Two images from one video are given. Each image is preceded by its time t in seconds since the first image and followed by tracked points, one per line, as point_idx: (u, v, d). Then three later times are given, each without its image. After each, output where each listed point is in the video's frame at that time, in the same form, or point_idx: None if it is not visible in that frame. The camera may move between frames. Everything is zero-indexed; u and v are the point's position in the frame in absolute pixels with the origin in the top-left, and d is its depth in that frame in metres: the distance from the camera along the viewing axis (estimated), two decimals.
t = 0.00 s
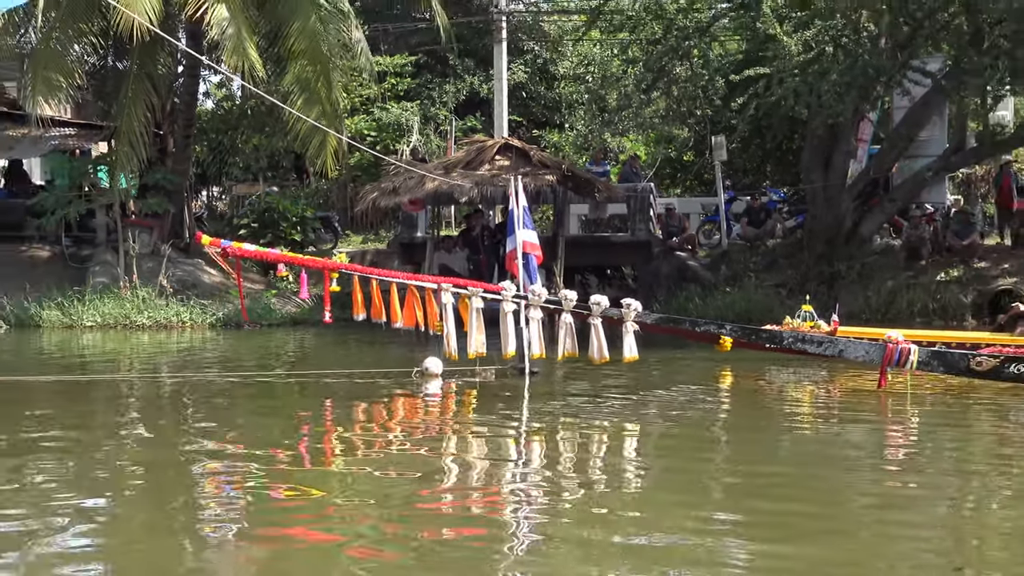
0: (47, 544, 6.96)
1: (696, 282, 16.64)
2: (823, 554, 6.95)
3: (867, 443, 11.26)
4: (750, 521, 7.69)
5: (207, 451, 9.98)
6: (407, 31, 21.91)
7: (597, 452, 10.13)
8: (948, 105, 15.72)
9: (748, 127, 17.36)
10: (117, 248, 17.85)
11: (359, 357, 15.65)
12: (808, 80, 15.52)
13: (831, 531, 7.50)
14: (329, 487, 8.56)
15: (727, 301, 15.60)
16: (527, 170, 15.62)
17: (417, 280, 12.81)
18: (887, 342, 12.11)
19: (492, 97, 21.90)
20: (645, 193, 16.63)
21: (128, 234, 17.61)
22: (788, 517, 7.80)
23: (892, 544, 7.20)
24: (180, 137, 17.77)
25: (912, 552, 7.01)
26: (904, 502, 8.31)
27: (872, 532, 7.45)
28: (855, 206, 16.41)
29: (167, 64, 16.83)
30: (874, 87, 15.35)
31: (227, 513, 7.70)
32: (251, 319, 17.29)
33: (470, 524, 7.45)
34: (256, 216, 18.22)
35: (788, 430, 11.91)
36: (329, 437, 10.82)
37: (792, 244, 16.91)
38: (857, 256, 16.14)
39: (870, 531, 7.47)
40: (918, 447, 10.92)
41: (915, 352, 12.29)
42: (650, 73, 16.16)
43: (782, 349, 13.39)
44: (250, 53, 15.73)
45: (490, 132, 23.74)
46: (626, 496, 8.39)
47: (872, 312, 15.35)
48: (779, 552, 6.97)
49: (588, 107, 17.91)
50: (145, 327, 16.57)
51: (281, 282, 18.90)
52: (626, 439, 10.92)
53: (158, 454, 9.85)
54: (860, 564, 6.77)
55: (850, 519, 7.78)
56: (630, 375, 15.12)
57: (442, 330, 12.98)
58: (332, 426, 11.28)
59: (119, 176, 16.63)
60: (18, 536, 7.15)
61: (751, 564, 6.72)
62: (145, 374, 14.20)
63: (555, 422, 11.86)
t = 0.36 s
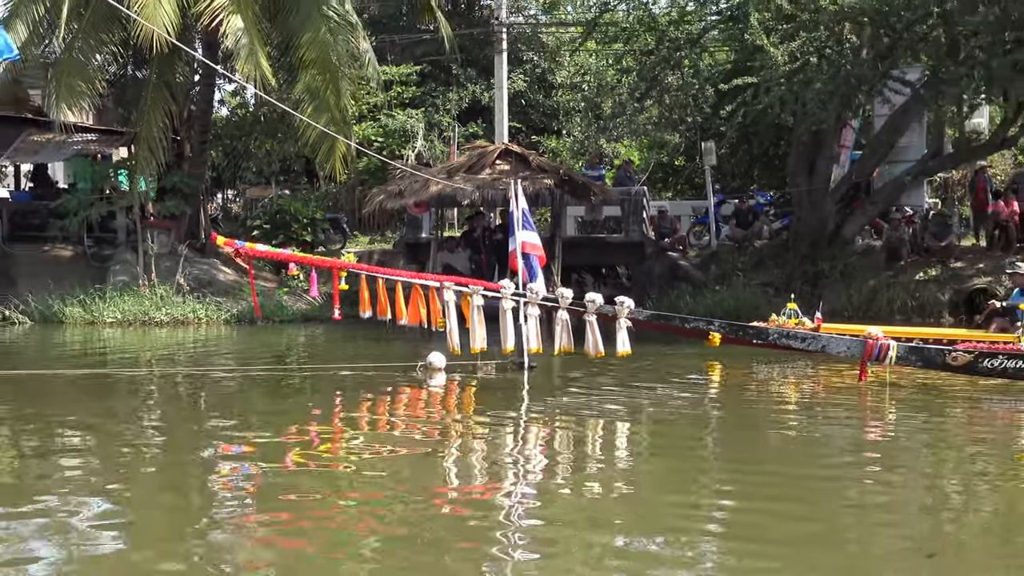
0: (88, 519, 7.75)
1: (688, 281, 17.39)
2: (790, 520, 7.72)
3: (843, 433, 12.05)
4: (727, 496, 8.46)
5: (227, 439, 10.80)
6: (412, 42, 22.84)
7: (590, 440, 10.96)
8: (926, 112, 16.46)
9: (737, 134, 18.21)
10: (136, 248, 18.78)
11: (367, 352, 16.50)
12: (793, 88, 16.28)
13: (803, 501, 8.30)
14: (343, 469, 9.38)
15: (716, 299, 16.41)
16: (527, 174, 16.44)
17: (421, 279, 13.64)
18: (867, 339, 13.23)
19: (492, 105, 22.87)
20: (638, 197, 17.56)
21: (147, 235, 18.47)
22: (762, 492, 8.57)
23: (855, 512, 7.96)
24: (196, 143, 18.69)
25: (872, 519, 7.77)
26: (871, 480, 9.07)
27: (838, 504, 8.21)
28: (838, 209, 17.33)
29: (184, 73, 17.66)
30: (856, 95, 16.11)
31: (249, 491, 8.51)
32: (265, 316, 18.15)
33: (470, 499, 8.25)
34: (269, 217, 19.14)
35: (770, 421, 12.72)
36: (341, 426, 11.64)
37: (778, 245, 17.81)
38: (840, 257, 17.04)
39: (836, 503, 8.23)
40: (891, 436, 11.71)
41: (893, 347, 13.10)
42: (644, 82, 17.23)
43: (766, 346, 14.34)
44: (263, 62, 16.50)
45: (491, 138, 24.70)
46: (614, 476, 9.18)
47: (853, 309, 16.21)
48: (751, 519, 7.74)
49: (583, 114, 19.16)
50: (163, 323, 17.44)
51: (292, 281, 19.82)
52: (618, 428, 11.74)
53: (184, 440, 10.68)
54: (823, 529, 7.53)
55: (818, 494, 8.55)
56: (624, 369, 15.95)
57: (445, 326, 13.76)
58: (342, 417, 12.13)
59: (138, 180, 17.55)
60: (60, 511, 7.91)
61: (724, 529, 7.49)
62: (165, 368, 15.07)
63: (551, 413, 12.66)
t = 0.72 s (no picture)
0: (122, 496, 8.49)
1: (681, 282, 18.28)
2: (765, 501, 8.48)
3: (825, 427, 12.80)
4: (711, 481, 9.21)
5: (245, 429, 11.56)
6: (417, 54, 23.70)
7: (585, 433, 11.73)
8: (909, 122, 17.12)
9: (727, 141, 18.99)
10: (153, 251, 19.54)
11: (374, 350, 17.28)
12: (782, 99, 17.05)
13: (782, 486, 9.05)
14: (355, 456, 10.13)
15: (708, 299, 17.18)
16: (527, 181, 17.21)
17: (425, 281, 14.39)
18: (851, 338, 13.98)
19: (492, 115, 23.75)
20: (634, 202, 18.27)
21: (164, 239, 19.27)
22: (743, 478, 9.31)
23: (827, 496, 8.71)
24: (211, 150, 19.53)
25: (841, 501, 8.52)
26: (845, 469, 9.81)
27: (812, 489, 8.95)
28: (825, 214, 18.04)
29: (199, 84, 18.41)
30: (842, 105, 16.92)
31: (271, 473, 9.28)
32: (276, 316, 18.96)
33: (474, 482, 9.02)
34: (279, 222, 19.79)
35: (756, 416, 13.47)
36: (352, 419, 12.41)
37: (766, 248, 18.61)
38: (826, 259, 17.83)
39: (812, 488, 8.96)
40: (869, 431, 12.45)
41: (877, 347, 13.84)
42: (638, 92, 18.02)
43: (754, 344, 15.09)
44: (274, 72, 17.30)
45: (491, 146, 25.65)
46: (606, 463, 9.95)
47: (840, 309, 16.97)
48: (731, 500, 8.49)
49: (580, 123, 19.91)
50: (179, 323, 18.20)
51: (302, 282, 20.67)
52: (612, 422, 12.51)
53: (204, 430, 11.44)
54: (797, 508, 8.27)
55: (795, 480, 9.30)
56: (620, 366, 16.72)
57: (448, 326, 14.52)
58: (352, 410, 12.92)
59: (155, 186, 18.36)
60: (97, 489, 8.67)
61: (706, 507, 8.24)
62: (182, 365, 15.86)
63: (550, 409, 13.40)
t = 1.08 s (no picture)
0: (149, 483, 9.18)
1: (674, 283, 19.04)
2: (745, 488, 9.22)
3: (808, 422, 13.52)
4: (696, 470, 9.94)
5: (261, 422, 12.37)
6: (422, 65, 24.64)
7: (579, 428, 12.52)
8: (891, 129, 18.02)
9: (718, 148, 19.98)
10: (169, 253, 20.53)
11: (380, 348, 18.10)
12: (770, 108, 17.88)
13: (761, 473, 9.82)
14: (365, 446, 10.92)
15: (700, 300, 18.00)
16: (526, 186, 18.01)
17: (430, 282, 15.19)
18: (836, 337, 14.69)
19: (494, 123, 24.69)
20: (629, 206, 19.12)
21: (180, 242, 20.27)
22: (725, 467, 10.05)
23: (803, 484, 9.43)
24: (225, 157, 20.41)
25: (816, 489, 9.24)
26: (820, 460, 10.54)
27: (790, 477, 9.67)
28: (811, 217, 19.02)
29: (213, 93, 19.23)
30: (828, 113, 17.79)
31: (288, 462, 10.04)
32: (287, 315, 19.83)
33: (476, 470, 9.77)
34: (290, 225, 20.77)
35: (743, 411, 14.25)
36: (361, 413, 13.22)
37: (755, 250, 19.57)
38: (812, 261, 18.73)
39: (787, 474, 9.75)
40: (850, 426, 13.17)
41: (860, 343, 14.53)
42: (634, 101, 19.28)
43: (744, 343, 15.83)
44: (286, 81, 18.08)
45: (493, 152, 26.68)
46: (598, 454, 10.74)
47: (825, 309, 17.96)
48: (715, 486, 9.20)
49: (578, 130, 21.43)
50: (194, 322, 19.08)
51: (312, 283, 21.57)
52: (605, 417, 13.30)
53: (223, 423, 12.26)
54: (773, 493, 9.00)
55: (773, 469, 10.02)
56: (616, 364, 17.52)
57: (451, 325, 15.31)
58: (362, 405, 13.74)
59: (171, 192, 19.25)
60: (127, 474, 9.45)
61: (690, 493, 8.97)
62: (198, 362, 16.69)
63: (548, 404, 14.22)
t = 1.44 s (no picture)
0: (171, 465, 9.88)
1: (667, 282, 19.89)
2: (727, 470, 9.92)
3: (793, 415, 14.23)
4: (684, 455, 10.75)
5: (276, 413, 13.19)
6: (426, 73, 25.71)
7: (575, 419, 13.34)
8: (875, 136, 18.87)
9: (709, 153, 20.92)
10: (184, 254, 21.38)
11: (386, 344, 18.96)
12: (759, 115, 18.71)
13: (741, 457, 10.64)
14: (374, 434, 11.73)
15: (692, 298, 18.86)
16: (526, 190, 18.86)
17: (433, 281, 16.02)
18: (822, 333, 15.42)
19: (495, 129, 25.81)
20: (624, 209, 20.01)
21: (194, 243, 21.17)
22: (709, 452, 10.88)
23: (782, 467, 10.13)
24: (237, 161, 21.32)
25: (795, 472, 9.94)
26: (799, 446, 11.30)
27: (769, 462, 10.38)
28: (799, 220, 19.96)
29: (226, 100, 20.02)
30: (815, 119, 18.71)
31: (302, 449, 10.78)
32: (297, 313, 20.71)
33: (477, 456, 10.49)
34: (300, 227, 21.62)
35: (730, 404, 15.07)
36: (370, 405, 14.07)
37: (745, 251, 20.41)
38: (800, 261, 19.68)
39: (767, 457, 10.56)
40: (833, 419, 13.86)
41: (845, 338, 15.27)
42: (628, 108, 20.27)
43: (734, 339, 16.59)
44: (297, 90, 18.84)
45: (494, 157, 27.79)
46: (592, 441, 11.55)
47: (813, 307, 18.77)
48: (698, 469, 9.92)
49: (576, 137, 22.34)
50: (208, 320, 19.94)
51: (321, 282, 22.48)
52: (600, 409, 14.11)
53: (240, 414, 13.12)
54: (753, 475, 9.70)
55: (755, 455, 10.73)
56: (612, 360, 18.33)
57: (453, 323, 16.13)
58: (370, 398, 14.59)
59: (185, 195, 20.14)
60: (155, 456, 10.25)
61: (675, 472, 9.78)
62: (211, 358, 17.48)
63: (546, 398, 15.05)
